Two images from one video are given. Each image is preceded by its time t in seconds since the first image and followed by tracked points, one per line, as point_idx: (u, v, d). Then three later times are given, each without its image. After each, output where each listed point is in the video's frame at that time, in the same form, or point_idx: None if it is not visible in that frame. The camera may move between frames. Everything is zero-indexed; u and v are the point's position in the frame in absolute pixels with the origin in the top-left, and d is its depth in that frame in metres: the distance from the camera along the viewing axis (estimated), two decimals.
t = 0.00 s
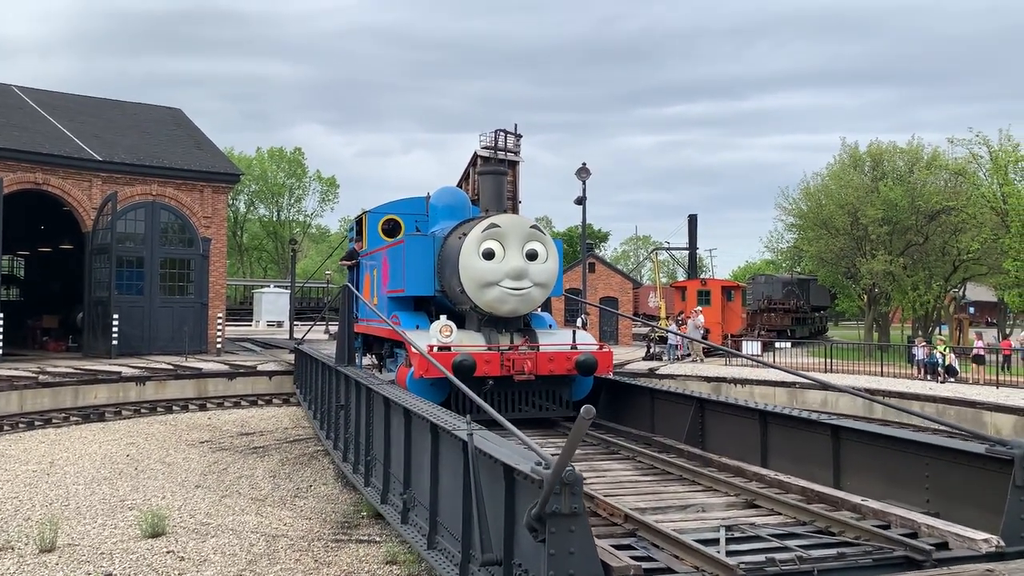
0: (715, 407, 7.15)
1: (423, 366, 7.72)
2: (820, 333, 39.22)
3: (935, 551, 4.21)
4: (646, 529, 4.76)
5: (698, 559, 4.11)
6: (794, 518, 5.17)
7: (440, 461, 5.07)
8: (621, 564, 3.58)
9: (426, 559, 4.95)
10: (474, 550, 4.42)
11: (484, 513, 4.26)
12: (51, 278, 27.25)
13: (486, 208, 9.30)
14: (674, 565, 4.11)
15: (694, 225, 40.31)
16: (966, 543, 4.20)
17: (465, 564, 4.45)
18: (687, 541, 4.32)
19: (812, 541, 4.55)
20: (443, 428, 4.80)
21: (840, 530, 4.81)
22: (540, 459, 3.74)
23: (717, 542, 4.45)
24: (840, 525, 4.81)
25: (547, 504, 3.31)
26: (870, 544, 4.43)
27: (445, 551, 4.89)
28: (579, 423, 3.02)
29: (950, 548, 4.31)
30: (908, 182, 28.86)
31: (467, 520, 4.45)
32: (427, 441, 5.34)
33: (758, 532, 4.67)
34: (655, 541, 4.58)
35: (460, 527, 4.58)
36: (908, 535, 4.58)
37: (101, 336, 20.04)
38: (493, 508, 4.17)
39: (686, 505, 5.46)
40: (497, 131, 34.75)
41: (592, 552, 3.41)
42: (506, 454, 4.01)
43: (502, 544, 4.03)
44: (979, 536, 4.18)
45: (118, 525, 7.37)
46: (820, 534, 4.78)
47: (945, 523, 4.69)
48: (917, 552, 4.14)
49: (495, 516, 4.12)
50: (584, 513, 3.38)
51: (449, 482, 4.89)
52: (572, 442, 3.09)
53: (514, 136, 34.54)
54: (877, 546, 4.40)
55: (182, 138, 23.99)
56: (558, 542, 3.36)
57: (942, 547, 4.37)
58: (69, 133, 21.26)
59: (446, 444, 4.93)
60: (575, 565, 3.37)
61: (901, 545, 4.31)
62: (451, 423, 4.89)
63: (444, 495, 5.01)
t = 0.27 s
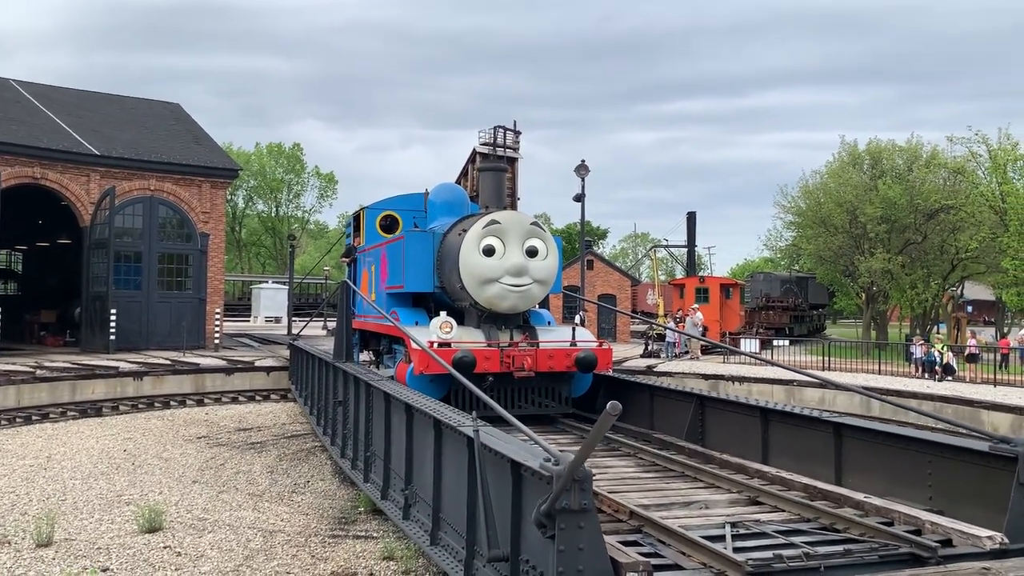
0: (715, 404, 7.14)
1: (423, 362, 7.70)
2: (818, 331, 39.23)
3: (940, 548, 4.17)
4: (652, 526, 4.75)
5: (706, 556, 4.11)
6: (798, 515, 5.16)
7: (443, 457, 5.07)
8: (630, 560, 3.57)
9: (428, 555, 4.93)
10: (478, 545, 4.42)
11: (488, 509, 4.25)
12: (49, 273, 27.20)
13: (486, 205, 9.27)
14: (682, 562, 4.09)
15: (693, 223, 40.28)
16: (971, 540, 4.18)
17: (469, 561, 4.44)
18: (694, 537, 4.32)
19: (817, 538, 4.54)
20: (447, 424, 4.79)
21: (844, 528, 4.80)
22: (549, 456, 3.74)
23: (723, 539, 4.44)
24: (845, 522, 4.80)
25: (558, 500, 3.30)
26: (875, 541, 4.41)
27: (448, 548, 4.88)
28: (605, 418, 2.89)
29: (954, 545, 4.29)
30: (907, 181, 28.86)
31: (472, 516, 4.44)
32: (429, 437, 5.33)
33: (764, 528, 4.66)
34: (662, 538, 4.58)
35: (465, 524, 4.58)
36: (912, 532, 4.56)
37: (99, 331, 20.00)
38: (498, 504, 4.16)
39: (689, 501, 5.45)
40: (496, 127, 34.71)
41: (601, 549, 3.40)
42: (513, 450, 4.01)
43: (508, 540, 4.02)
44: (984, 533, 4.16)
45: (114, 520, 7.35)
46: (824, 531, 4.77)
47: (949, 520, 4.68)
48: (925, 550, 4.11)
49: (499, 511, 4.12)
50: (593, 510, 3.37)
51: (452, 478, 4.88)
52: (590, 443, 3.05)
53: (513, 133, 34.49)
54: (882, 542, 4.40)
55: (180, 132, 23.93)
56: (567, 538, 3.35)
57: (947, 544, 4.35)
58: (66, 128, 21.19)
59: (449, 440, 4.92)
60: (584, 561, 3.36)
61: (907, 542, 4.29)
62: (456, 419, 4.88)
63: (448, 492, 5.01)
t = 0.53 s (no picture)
0: (718, 400, 7.13)
1: (425, 355, 7.70)
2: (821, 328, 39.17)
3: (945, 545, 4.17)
4: (658, 521, 4.72)
5: (713, 551, 4.07)
6: (801, 511, 5.15)
7: (447, 451, 5.06)
8: (637, 554, 3.57)
9: (432, 548, 4.94)
10: (483, 539, 4.43)
11: (493, 503, 4.26)
12: (52, 263, 27.25)
13: (489, 198, 9.24)
14: (688, 556, 4.08)
15: (696, 218, 40.20)
16: (975, 537, 4.17)
17: (474, 555, 4.45)
18: (700, 532, 4.29)
19: (822, 533, 4.54)
20: (452, 418, 4.81)
21: (849, 523, 4.80)
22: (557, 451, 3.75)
23: (728, 535, 4.44)
24: (849, 518, 4.79)
25: (568, 494, 3.31)
26: (879, 537, 4.40)
27: (452, 541, 4.89)
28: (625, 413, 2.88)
29: (957, 542, 4.27)
30: (911, 178, 28.75)
31: (477, 509, 4.46)
32: (433, 430, 5.33)
33: (769, 524, 4.66)
34: (667, 533, 4.55)
35: (470, 517, 4.59)
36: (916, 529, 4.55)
37: (101, 321, 20.04)
38: (503, 497, 4.17)
39: (693, 497, 5.44)
40: (500, 120, 34.65)
41: (609, 542, 3.41)
42: (519, 444, 4.01)
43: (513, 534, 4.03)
44: (988, 530, 4.16)
45: (114, 510, 7.37)
46: (829, 527, 4.77)
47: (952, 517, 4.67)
48: (930, 547, 4.10)
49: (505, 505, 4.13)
50: (602, 504, 3.38)
51: (457, 471, 4.89)
52: (604, 442, 3.05)
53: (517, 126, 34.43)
54: (886, 539, 4.40)
55: (184, 123, 23.91)
56: (575, 532, 3.36)
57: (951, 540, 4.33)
58: (70, 118, 21.18)
59: (454, 434, 4.94)
60: (593, 555, 3.37)
61: (912, 539, 4.28)
62: (461, 412, 4.89)
63: (451, 485, 5.02)
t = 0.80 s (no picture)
0: (723, 394, 7.11)
1: (430, 348, 7.69)
2: (826, 324, 39.07)
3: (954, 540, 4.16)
4: (667, 514, 4.69)
5: (724, 546, 4.04)
6: (809, 506, 5.13)
7: (455, 444, 5.06)
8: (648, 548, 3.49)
9: (439, 540, 4.93)
10: (491, 531, 4.43)
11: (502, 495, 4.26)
12: (59, 254, 27.34)
13: (494, 191, 9.21)
14: (698, 549, 4.06)
15: (702, 213, 40.09)
16: (983, 533, 4.16)
17: (482, 547, 4.45)
18: (710, 527, 4.26)
19: (831, 528, 4.53)
20: (460, 410, 4.79)
21: (857, 519, 4.77)
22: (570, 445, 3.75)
23: (738, 529, 4.42)
24: (857, 513, 4.77)
25: (580, 488, 3.30)
26: (888, 533, 4.39)
27: (460, 533, 4.89)
28: (650, 408, 2.83)
29: (965, 538, 4.26)
30: (918, 173, 28.62)
31: (485, 502, 4.45)
32: (440, 422, 5.32)
33: (778, 519, 4.64)
34: (677, 527, 4.52)
35: (478, 510, 4.58)
36: (924, 524, 4.53)
37: (107, 312, 20.10)
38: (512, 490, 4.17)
39: (700, 491, 5.42)
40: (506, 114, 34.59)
41: (622, 536, 3.41)
42: (529, 437, 4.00)
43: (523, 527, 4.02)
44: (996, 527, 4.15)
45: (117, 500, 7.39)
46: (837, 522, 4.75)
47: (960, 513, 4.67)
48: (939, 543, 4.08)
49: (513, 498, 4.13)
50: (615, 498, 3.38)
51: (465, 463, 4.88)
52: (621, 440, 3.04)
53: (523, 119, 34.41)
54: (894, 534, 4.38)
55: (190, 115, 23.92)
56: (587, 526, 3.36)
57: (959, 536, 4.32)
58: (77, 109, 21.21)
59: (462, 426, 4.93)
60: (604, 549, 3.37)
61: (922, 534, 4.27)
62: (468, 404, 4.89)
63: (459, 477, 5.01)
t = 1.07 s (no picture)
0: (731, 386, 7.08)
1: (437, 341, 7.67)
2: (831, 316, 38.98)
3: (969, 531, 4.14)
4: (680, 506, 4.66)
5: (739, 537, 4.02)
6: (821, 497, 5.11)
7: (466, 437, 5.05)
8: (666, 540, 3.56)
9: (451, 533, 4.93)
10: (504, 524, 4.41)
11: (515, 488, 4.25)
12: (65, 249, 27.40)
13: (500, 185, 9.18)
14: (713, 541, 4.04)
15: (707, 205, 39.97)
16: (997, 524, 4.15)
17: (495, 540, 4.44)
18: (725, 518, 4.24)
19: (845, 519, 4.51)
20: (471, 402, 4.79)
21: (870, 510, 4.75)
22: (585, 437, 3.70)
23: (752, 520, 4.40)
24: (870, 504, 4.75)
25: (598, 481, 3.26)
26: (902, 523, 4.37)
27: (471, 525, 4.89)
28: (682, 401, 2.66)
29: (979, 528, 4.25)
30: (924, 165, 28.47)
31: (498, 494, 4.45)
32: (450, 416, 5.31)
33: (791, 510, 4.63)
34: (691, 519, 4.49)
35: (491, 502, 4.58)
36: (937, 515, 4.51)
37: (112, 307, 20.15)
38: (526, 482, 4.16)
39: (712, 483, 5.40)
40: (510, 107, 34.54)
41: (639, 528, 3.38)
42: (543, 429, 3.99)
43: (538, 519, 4.01)
44: (1010, 518, 4.14)
45: (124, 494, 7.41)
46: (850, 513, 4.73)
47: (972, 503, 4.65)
48: (954, 533, 4.07)
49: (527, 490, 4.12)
50: (632, 490, 3.34)
51: (476, 456, 4.88)
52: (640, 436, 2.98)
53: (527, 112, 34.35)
54: (909, 525, 4.35)
55: (194, 110, 23.92)
56: (605, 518, 3.32)
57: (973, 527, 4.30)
58: (81, 104, 21.22)
59: (473, 419, 4.92)
60: (621, 541, 3.34)
61: (936, 525, 4.26)
62: (479, 397, 4.88)
63: (470, 470, 5.01)
